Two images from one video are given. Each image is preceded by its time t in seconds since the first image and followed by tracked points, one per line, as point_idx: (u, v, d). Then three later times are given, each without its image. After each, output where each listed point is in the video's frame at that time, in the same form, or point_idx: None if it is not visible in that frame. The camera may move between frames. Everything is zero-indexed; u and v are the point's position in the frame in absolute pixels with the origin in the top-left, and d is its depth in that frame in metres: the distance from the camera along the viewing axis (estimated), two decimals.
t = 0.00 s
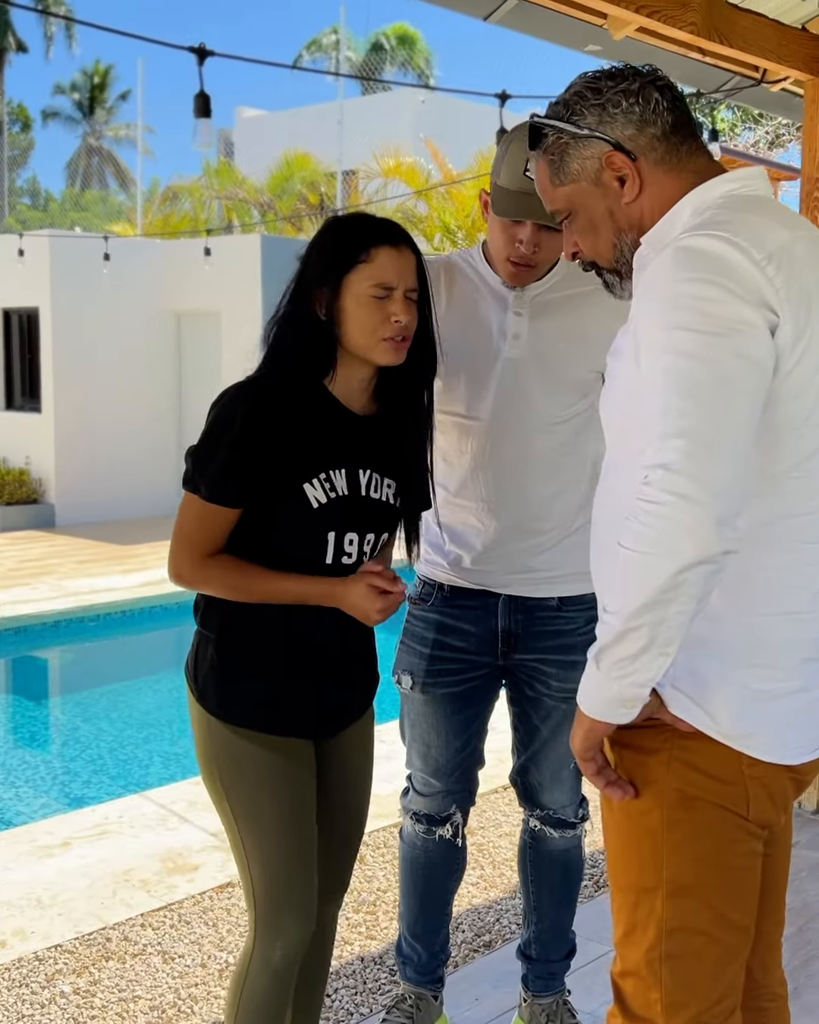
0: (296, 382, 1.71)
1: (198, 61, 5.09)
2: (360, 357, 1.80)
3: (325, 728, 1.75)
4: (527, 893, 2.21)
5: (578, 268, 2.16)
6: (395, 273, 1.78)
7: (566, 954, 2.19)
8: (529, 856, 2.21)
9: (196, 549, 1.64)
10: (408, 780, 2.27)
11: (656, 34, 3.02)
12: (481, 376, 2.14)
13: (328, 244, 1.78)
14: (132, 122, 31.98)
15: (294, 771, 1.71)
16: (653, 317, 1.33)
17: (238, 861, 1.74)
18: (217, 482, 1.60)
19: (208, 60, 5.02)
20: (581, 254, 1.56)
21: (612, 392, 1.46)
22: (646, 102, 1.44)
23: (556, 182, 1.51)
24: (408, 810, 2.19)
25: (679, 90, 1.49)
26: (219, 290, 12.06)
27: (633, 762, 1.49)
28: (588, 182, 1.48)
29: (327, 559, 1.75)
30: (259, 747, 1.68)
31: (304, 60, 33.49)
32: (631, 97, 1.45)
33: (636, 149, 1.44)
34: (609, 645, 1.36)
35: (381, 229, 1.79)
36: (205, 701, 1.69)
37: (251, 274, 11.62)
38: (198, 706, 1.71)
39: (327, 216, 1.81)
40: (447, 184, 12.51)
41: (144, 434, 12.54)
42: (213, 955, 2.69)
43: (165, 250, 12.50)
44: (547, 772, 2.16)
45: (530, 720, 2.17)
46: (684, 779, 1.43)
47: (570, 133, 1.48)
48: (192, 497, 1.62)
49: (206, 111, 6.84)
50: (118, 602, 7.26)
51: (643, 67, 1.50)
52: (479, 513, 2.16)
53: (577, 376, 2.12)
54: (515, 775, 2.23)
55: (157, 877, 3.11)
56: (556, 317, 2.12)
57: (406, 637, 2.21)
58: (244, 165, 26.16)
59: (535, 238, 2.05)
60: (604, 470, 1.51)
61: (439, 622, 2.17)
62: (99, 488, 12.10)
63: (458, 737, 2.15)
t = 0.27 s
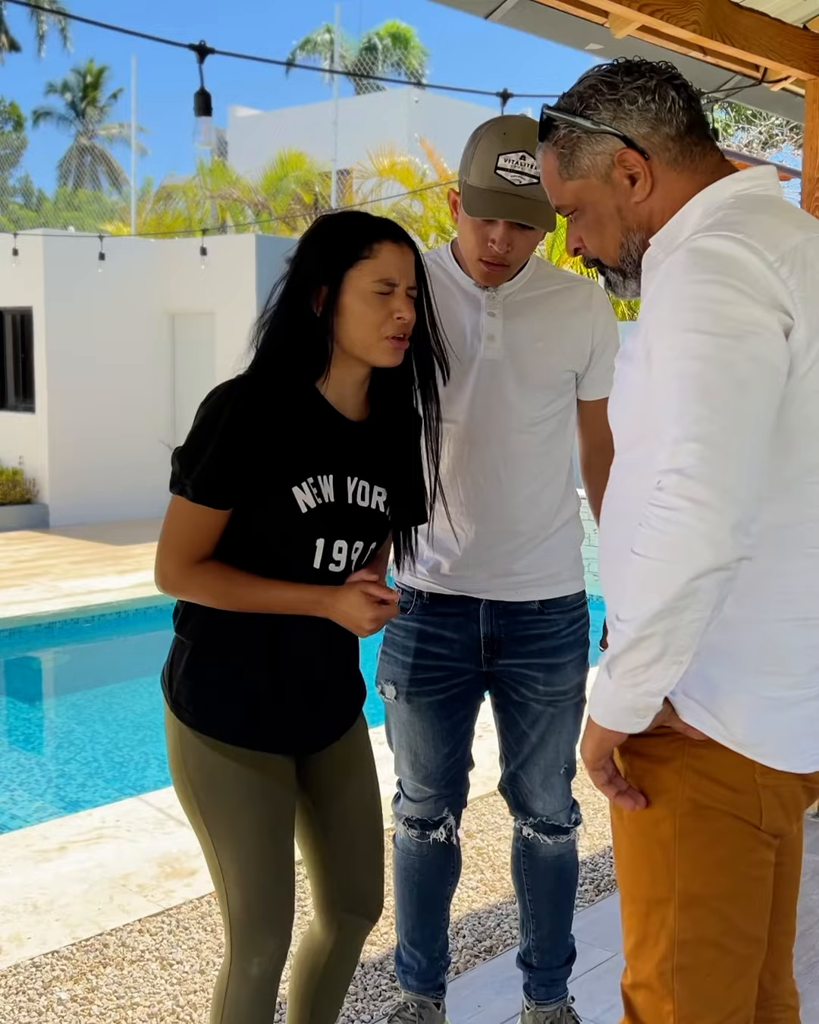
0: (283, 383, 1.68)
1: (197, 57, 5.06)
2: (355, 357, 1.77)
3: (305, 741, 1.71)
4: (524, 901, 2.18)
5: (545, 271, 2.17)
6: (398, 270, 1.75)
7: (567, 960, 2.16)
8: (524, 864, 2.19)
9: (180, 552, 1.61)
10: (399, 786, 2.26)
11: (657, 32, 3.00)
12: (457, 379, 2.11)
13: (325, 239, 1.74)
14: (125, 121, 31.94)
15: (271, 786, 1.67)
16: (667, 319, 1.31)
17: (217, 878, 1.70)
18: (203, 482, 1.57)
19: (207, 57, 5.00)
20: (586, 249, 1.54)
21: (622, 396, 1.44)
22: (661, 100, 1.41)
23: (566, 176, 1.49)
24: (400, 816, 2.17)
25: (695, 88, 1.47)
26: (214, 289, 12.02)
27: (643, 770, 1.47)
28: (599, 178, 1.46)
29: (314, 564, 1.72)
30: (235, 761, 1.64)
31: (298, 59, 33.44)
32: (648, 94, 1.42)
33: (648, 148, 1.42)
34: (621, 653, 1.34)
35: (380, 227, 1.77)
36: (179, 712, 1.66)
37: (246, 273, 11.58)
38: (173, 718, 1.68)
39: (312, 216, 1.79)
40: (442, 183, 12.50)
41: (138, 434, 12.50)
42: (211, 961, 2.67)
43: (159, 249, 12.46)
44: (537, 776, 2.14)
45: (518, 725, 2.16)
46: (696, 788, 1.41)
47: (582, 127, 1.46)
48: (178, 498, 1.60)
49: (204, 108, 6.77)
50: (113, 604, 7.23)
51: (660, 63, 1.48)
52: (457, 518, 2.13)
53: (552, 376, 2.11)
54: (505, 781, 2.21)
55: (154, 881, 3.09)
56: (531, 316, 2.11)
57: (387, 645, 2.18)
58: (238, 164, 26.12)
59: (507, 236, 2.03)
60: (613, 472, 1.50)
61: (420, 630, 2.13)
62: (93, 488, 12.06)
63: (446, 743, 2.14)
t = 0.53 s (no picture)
0: (297, 381, 1.66)
1: (197, 54, 5.03)
2: (368, 354, 1.74)
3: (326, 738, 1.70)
4: (522, 909, 2.16)
5: (527, 269, 2.14)
6: (418, 270, 1.73)
7: (568, 966, 2.15)
8: (521, 873, 2.16)
9: (195, 554, 1.58)
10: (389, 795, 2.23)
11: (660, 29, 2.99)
12: (442, 380, 2.08)
13: (345, 236, 1.72)
14: (118, 121, 31.91)
15: (292, 786, 1.66)
16: (678, 316, 1.28)
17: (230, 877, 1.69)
18: (222, 485, 1.54)
19: (206, 54, 4.97)
20: (590, 239, 1.52)
21: (632, 397, 1.41)
22: (681, 96, 1.39)
23: (575, 164, 1.47)
24: (393, 825, 2.14)
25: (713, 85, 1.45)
26: (208, 289, 11.98)
27: (653, 778, 1.44)
28: (610, 171, 1.44)
29: (332, 560, 1.70)
30: (257, 761, 1.63)
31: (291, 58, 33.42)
32: (667, 89, 1.40)
33: (663, 144, 1.40)
34: (634, 660, 1.32)
35: (400, 225, 1.74)
36: (199, 713, 1.63)
37: (241, 273, 11.55)
38: (191, 718, 1.65)
39: (329, 207, 1.76)
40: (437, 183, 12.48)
41: (132, 434, 12.47)
42: (210, 967, 2.64)
43: (153, 249, 12.43)
44: (531, 781, 2.12)
45: (509, 731, 2.13)
46: (708, 797, 1.38)
47: (597, 118, 1.43)
48: (194, 501, 1.56)
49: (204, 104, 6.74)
50: (107, 604, 7.20)
51: (681, 57, 1.45)
52: (442, 520, 2.10)
53: (536, 376, 2.08)
54: (498, 789, 2.18)
55: (150, 886, 3.06)
56: (514, 314, 2.08)
57: (374, 653, 2.15)
58: (232, 164, 26.10)
59: (491, 235, 2.00)
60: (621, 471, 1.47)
61: (408, 636, 2.10)
62: (86, 488, 12.03)
63: (436, 750, 2.11)
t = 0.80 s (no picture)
0: (306, 377, 1.65)
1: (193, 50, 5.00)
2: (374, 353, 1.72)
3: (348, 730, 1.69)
4: (522, 915, 2.15)
5: (524, 269, 2.12)
6: (421, 267, 1.71)
7: (568, 972, 2.14)
8: (520, 880, 2.14)
9: (206, 548, 1.58)
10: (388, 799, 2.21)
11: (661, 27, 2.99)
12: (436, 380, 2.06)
13: (351, 233, 1.70)
14: (111, 121, 31.86)
15: (304, 790, 1.64)
16: (683, 314, 1.26)
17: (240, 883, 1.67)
18: (233, 482, 1.54)
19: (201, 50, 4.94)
20: (587, 233, 1.50)
21: (635, 397, 1.39)
22: (689, 94, 1.37)
23: (578, 156, 1.45)
24: (391, 831, 2.13)
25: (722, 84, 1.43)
26: (202, 288, 11.93)
27: (657, 785, 1.42)
28: (613, 165, 1.42)
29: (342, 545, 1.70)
30: (268, 762, 1.62)
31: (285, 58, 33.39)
32: (676, 86, 1.37)
33: (668, 142, 1.38)
34: (639, 667, 1.30)
35: (406, 225, 1.72)
36: (213, 712, 1.63)
37: (234, 272, 11.51)
38: (207, 719, 1.64)
39: (336, 202, 1.73)
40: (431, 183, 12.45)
41: (125, 434, 12.43)
42: (206, 973, 2.62)
43: (147, 248, 12.40)
44: (529, 787, 2.10)
45: (507, 736, 2.11)
46: (713, 805, 1.37)
47: (603, 110, 1.41)
48: (205, 497, 1.56)
49: (200, 101, 6.69)
50: (101, 605, 7.18)
51: (693, 54, 1.43)
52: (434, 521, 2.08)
53: (533, 377, 2.06)
54: (496, 796, 2.16)
55: (146, 890, 3.03)
56: (509, 314, 2.06)
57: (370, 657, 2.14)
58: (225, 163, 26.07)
59: (490, 235, 1.98)
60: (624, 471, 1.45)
61: (403, 640, 2.08)
62: (79, 488, 11.99)
63: (433, 756, 2.09)
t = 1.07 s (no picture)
0: (307, 372, 1.64)
1: (188, 47, 4.99)
2: (378, 348, 1.70)
3: (350, 729, 1.67)
4: (522, 917, 2.14)
5: (535, 265, 2.11)
6: (428, 263, 1.70)
7: (568, 975, 2.13)
8: (521, 881, 2.13)
9: (197, 535, 1.58)
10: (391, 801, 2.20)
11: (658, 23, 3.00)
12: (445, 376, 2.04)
13: (356, 226, 1.68)
14: (105, 121, 31.85)
15: (307, 788, 1.63)
16: (681, 310, 1.25)
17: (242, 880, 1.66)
18: (232, 468, 1.54)
19: (196, 46, 4.92)
20: (582, 220, 1.48)
21: (632, 391, 1.37)
22: (693, 87, 1.35)
23: (578, 142, 1.43)
24: (393, 832, 2.12)
25: (727, 79, 1.41)
26: (196, 288, 11.92)
27: (656, 787, 1.41)
28: (611, 155, 1.40)
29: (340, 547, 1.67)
30: (271, 760, 1.60)
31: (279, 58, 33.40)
32: (681, 78, 1.36)
33: (669, 134, 1.36)
34: (634, 667, 1.28)
35: (414, 221, 1.72)
36: (216, 707, 1.61)
37: (229, 272, 11.50)
38: (210, 714, 1.63)
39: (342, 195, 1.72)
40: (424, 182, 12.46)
41: (120, 434, 12.42)
42: (202, 976, 2.60)
43: (141, 248, 12.38)
44: (533, 790, 2.09)
45: (511, 738, 2.10)
46: (713, 807, 1.35)
47: (605, 98, 1.39)
48: (202, 483, 1.55)
49: (194, 99, 6.66)
50: (95, 606, 7.17)
51: (699, 47, 1.42)
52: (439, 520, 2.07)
53: (543, 374, 2.05)
54: (499, 797, 2.15)
55: (141, 892, 3.02)
56: (518, 311, 2.05)
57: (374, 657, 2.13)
58: (219, 163, 26.11)
59: (497, 232, 1.98)
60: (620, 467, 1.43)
61: (407, 641, 2.07)
62: (73, 489, 11.98)
63: (437, 757, 2.08)
